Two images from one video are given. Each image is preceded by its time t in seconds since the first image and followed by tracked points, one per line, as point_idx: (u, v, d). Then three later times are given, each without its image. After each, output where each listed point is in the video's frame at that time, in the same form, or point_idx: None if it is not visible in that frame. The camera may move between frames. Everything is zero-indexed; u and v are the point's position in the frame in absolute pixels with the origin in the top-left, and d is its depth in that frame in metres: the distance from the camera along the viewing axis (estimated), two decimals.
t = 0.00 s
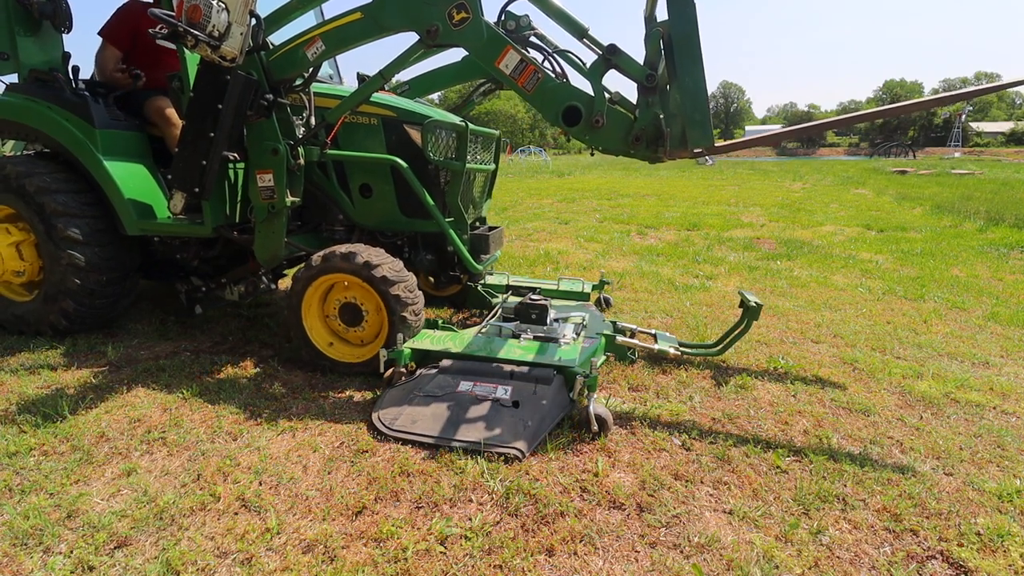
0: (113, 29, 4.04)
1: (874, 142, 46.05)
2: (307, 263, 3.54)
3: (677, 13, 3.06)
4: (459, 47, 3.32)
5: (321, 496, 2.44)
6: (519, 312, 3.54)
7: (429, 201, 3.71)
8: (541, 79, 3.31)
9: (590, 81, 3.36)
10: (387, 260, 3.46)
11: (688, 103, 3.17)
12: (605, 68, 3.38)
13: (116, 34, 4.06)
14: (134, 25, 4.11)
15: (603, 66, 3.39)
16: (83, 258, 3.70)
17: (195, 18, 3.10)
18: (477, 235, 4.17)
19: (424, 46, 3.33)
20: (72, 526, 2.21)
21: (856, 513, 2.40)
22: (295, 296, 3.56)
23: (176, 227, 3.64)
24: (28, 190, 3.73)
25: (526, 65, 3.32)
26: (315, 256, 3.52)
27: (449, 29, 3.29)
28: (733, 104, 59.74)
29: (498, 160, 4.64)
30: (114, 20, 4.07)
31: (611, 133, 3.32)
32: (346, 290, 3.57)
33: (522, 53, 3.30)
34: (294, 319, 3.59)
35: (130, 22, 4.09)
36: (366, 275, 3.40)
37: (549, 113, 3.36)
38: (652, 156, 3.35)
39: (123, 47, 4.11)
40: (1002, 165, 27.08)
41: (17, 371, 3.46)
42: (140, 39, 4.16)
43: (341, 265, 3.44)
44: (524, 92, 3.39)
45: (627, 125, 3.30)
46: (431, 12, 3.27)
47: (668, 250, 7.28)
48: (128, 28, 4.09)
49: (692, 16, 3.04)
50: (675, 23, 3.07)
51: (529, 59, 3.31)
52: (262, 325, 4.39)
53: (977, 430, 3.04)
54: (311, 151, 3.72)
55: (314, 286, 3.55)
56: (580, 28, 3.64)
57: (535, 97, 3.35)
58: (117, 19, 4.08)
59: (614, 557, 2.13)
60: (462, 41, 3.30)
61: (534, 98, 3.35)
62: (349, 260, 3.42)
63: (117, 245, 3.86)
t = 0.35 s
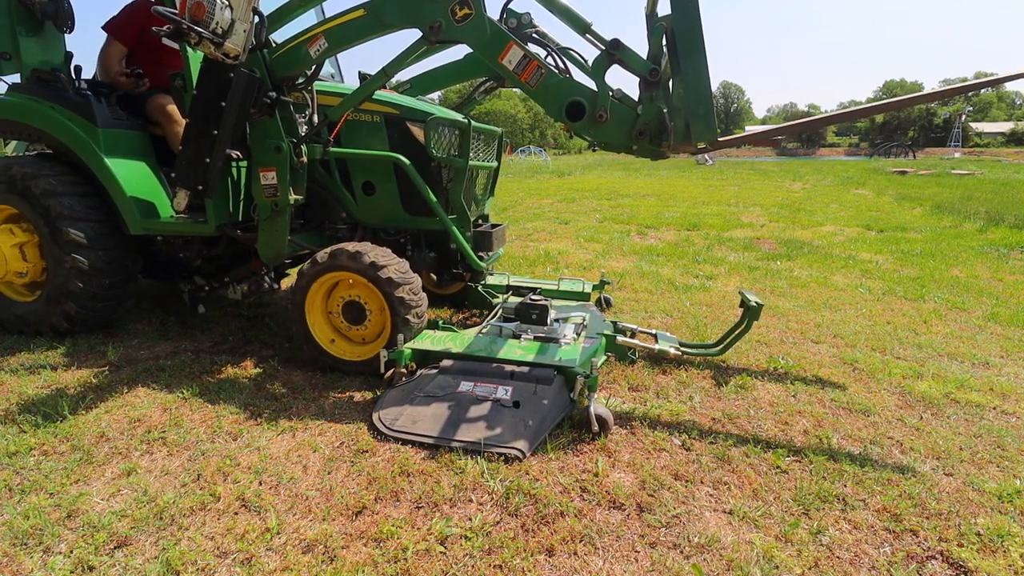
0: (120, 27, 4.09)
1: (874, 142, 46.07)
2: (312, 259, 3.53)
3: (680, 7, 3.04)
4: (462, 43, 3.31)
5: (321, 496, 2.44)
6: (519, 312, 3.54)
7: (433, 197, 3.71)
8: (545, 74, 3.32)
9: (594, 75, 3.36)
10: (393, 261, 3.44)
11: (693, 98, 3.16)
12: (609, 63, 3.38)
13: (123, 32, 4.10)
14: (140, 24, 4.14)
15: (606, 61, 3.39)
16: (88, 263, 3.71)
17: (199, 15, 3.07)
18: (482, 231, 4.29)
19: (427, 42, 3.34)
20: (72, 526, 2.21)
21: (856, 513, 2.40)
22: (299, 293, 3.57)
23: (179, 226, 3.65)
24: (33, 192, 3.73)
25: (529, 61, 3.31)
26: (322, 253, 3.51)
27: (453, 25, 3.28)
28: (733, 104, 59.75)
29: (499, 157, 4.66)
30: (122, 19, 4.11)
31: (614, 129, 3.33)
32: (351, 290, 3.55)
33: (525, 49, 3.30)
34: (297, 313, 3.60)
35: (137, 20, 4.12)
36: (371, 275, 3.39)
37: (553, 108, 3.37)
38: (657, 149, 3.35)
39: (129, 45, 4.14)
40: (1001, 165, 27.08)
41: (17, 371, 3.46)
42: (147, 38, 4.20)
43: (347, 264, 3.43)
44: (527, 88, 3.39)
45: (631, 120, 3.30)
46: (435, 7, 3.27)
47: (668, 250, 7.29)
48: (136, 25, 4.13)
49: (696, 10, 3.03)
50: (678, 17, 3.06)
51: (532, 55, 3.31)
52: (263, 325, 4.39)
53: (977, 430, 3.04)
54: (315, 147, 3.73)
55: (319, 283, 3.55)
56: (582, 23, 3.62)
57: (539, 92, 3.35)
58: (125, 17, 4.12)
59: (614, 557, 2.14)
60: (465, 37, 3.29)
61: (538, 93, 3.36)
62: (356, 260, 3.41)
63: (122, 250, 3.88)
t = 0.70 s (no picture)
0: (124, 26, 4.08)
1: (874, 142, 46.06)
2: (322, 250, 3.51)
3: None
4: (465, 34, 3.31)
5: (321, 496, 2.44)
6: (520, 312, 3.54)
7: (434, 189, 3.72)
8: (547, 63, 3.32)
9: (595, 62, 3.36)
10: (402, 262, 3.45)
11: (697, 85, 3.13)
12: (612, 50, 3.38)
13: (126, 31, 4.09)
14: (143, 23, 4.13)
15: (608, 48, 3.39)
16: (90, 269, 3.71)
17: (200, 9, 3.03)
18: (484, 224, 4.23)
19: (429, 34, 3.33)
20: (72, 526, 2.21)
21: (856, 513, 2.40)
22: (305, 283, 3.56)
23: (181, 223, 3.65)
24: (40, 196, 3.72)
25: (531, 50, 3.31)
26: (332, 245, 3.48)
27: (454, 16, 3.28)
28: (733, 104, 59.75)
29: (502, 151, 4.66)
30: (125, 16, 4.09)
31: (617, 116, 3.33)
32: (360, 286, 3.54)
33: (526, 39, 3.29)
34: (300, 302, 3.58)
35: (140, 18, 4.11)
36: (380, 274, 3.39)
37: (554, 96, 3.36)
38: (660, 137, 3.33)
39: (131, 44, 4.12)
40: (1002, 165, 27.07)
41: (17, 371, 3.46)
42: (149, 36, 4.20)
43: (357, 260, 3.41)
44: (529, 77, 3.39)
45: (634, 107, 3.29)
46: None
47: (668, 250, 7.28)
48: (140, 22, 4.12)
49: None
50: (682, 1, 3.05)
51: (534, 44, 3.31)
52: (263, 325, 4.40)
53: (977, 430, 3.04)
54: (316, 143, 3.71)
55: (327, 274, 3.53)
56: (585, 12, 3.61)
57: (541, 81, 3.36)
58: (128, 15, 4.09)
59: (614, 557, 2.14)
60: (467, 28, 3.29)
61: (540, 82, 3.36)
62: (365, 257, 3.40)
63: (127, 257, 3.88)
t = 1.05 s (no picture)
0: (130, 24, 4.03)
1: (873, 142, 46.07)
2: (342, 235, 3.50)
3: None
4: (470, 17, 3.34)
5: (321, 496, 2.44)
6: (523, 312, 3.57)
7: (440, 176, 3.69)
8: (553, 42, 3.30)
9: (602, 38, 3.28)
10: (422, 264, 3.43)
11: (707, 58, 3.06)
12: (619, 26, 3.28)
13: (133, 29, 4.04)
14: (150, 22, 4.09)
15: (615, 24, 3.28)
16: (94, 278, 3.71)
17: None
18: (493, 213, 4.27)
19: (432, 18, 3.36)
20: (72, 526, 2.21)
21: (856, 513, 2.40)
22: (318, 265, 3.55)
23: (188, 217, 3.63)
24: (45, 200, 3.71)
25: (537, 30, 3.30)
26: (353, 233, 3.47)
27: None
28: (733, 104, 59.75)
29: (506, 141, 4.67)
30: (131, 14, 4.04)
31: (626, 93, 3.28)
32: (375, 281, 3.52)
33: (531, 18, 3.29)
34: (310, 280, 3.59)
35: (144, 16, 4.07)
36: (397, 273, 3.38)
37: (562, 75, 3.34)
38: (672, 111, 3.26)
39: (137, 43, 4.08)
40: (1001, 165, 27.07)
41: (17, 371, 3.46)
42: (154, 35, 4.17)
43: (376, 254, 3.41)
44: (535, 58, 3.37)
45: (643, 83, 3.25)
46: None
47: (668, 250, 7.28)
48: (144, 22, 4.08)
49: None
50: None
51: (539, 23, 3.30)
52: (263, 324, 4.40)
53: (977, 430, 3.04)
54: (322, 134, 3.67)
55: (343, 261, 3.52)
56: None
57: (547, 61, 3.33)
58: (135, 13, 4.05)
59: (614, 557, 2.14)
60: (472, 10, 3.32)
61: (546, 62, 3.33)
62: (385, 253, 3.39)
63: (135, 267, 3.89)
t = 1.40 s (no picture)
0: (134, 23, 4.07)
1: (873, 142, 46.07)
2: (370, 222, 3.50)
3: None
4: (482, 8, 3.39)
5: (321, 496, 2.44)
6: (524, 312, 3.57)
7: (448, 162, 3.67)
8: (561, 21, 3.29)
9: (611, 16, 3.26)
10: (442, 272, 3.45)
11: (718, 31, 3.06)
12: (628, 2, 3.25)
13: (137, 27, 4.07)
14: (153, 20, 4.12)
15: None
16: (101, 291, 3.71)
17: None
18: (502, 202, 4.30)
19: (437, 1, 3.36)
20: (72, 526, 2.21)
21: (856, 513, 2.40)
22: (338, 246, 3.55)
23: (196, 214, 3.61)
24: (52, 205, 3.72)
25: (544, 10, 3.30)
26: (383, 227, 3.45)
27: None
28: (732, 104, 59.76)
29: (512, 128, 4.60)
30: (136, 15, 4.09)
31: (638, 69, 3.26)
32: (393, 279, 3.54)
33: None
34: (326, 257, 3.60)
35: (148, 16, 4.10)
36: (416, 275, 3.41)
37: (571, 55, 3.32)
38: (685, 86, 3.24)
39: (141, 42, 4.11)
40: (1001, 165, 27.06)
41: (17, 371, 3.46)
42: (159, 34, 4.17)
43: (400, 252, 3.42)
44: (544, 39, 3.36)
45: (654, 61, 3.23)
46: None
47: (668, 250, 7.28)
48: (148, 21, 4.11)
49: None
50: None
51: (547, 3, 3.30)
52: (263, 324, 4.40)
53: (977, 430, 3.04)
54: (330, 124, 3.67)
55: (365, 250, 3.52)
56: None
57: (555, 41, 3.32)
58: (140, 13, 4.10)
59: (614, 557, 2.13)
60: None
61: (554, 42, 3.32)
62: (410, 252, 3.41)
63: (143, 278, 3.90)
